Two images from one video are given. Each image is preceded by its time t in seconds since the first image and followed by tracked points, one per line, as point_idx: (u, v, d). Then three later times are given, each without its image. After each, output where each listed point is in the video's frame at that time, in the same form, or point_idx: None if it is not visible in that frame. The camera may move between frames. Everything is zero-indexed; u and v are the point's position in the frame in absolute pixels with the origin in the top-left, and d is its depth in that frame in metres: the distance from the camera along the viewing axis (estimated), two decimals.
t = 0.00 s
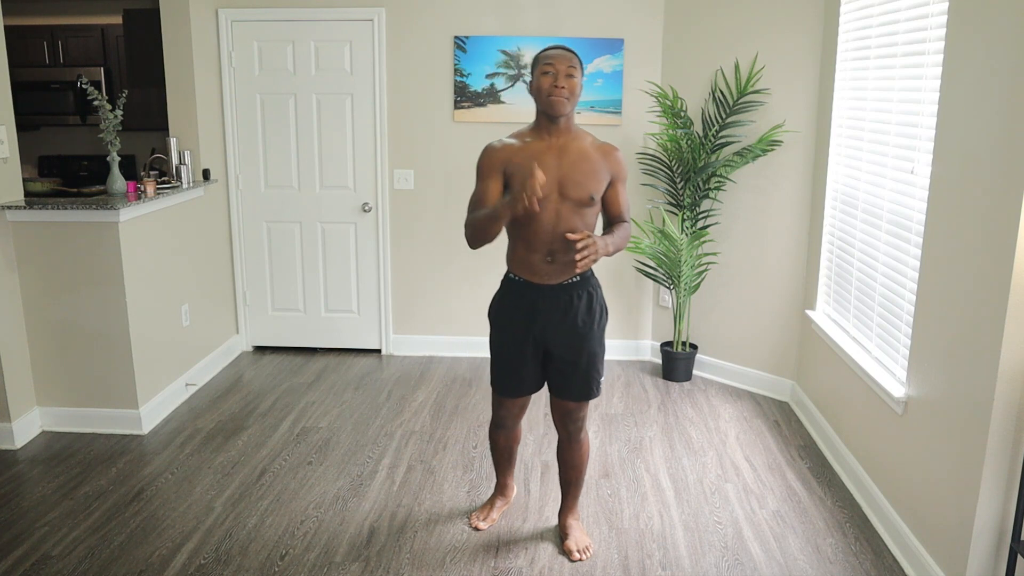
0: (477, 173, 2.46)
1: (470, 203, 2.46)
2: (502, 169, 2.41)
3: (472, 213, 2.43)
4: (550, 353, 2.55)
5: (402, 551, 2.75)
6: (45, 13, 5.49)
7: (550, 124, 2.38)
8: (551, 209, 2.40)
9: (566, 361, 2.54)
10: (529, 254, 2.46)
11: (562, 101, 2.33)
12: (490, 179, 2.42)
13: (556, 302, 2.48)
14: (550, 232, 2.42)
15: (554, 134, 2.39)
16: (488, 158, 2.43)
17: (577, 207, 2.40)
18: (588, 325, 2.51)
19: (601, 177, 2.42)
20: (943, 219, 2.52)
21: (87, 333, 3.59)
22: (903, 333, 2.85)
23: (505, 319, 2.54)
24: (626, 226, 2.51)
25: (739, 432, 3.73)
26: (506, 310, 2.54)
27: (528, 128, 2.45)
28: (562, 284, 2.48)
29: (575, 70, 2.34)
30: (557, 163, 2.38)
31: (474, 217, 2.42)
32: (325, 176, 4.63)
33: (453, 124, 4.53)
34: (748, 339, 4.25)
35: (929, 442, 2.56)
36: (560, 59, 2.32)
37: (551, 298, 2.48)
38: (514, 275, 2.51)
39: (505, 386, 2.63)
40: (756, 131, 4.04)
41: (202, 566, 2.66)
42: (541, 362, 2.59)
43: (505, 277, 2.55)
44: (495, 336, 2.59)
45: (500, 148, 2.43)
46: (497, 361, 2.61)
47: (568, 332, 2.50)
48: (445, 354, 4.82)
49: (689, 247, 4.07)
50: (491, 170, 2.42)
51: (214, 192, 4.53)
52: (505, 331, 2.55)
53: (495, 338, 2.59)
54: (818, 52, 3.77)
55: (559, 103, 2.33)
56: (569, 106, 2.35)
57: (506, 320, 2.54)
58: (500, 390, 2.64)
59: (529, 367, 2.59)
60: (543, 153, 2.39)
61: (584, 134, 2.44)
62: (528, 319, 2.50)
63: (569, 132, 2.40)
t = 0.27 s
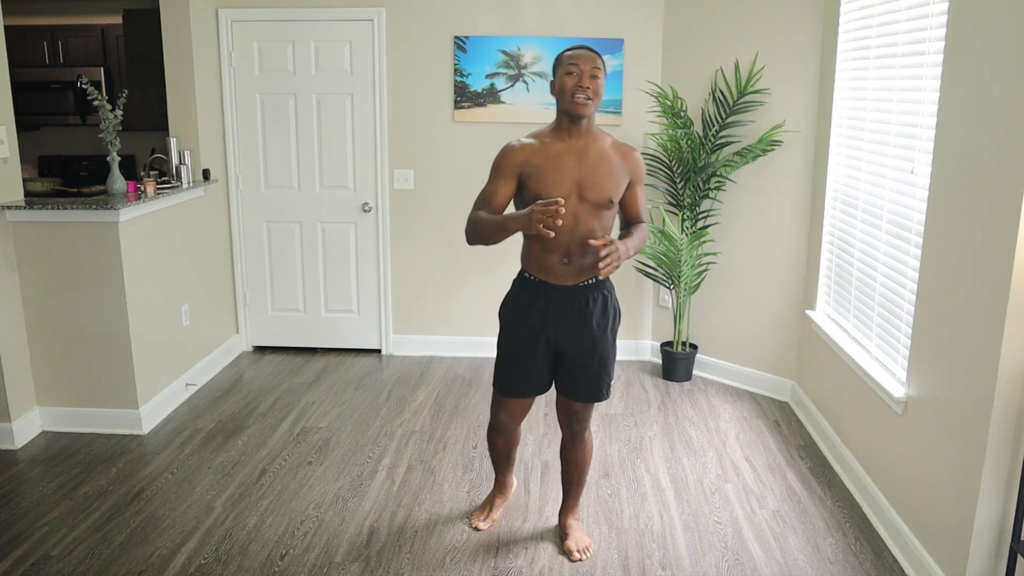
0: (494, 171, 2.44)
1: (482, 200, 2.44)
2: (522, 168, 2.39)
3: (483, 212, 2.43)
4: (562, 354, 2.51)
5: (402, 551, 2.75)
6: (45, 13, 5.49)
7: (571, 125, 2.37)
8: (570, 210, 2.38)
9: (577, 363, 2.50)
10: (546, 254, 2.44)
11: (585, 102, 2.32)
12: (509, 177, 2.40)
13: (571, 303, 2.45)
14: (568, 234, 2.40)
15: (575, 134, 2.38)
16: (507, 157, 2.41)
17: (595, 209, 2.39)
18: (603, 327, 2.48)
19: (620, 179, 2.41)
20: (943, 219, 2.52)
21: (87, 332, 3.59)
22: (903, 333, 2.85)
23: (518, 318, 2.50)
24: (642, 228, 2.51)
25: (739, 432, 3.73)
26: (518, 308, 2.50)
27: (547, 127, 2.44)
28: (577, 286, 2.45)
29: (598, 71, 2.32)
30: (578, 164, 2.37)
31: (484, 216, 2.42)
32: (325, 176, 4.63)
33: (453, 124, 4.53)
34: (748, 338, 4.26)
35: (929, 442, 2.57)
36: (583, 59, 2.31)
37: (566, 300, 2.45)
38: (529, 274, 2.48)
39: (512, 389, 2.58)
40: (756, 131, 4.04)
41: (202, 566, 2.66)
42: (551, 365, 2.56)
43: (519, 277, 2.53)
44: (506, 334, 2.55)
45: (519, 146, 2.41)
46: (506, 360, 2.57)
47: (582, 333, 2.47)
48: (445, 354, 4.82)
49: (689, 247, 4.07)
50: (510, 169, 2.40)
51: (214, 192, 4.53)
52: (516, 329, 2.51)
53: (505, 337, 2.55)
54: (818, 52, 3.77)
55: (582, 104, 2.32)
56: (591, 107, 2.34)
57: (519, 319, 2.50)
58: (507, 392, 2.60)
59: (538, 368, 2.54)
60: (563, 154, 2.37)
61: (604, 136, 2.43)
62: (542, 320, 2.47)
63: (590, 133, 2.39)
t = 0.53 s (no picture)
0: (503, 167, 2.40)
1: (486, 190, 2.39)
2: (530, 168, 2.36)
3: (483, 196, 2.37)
4: (566, 353, 2.50)
5: (402, 551, 2.75)
6: (45, 13, 5.49)
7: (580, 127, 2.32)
8: (577, 213, 2.35)
9: (581, 363, 2.49)
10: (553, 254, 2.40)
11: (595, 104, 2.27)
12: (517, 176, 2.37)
13: (577, 303, 2.43)
14: (575, 235, 2.37)
15: (585, 136, 2.34)
16: (515, 156, 2.37)
17: (603, 212, 2.36)
18: (608, 328, 2.46)
19: (630, 183, 2.38)
20: (943, 219, 2.52)
21: (87, 332, 3.59)
22: (903, 333, 2.85)
23: (524, 318, 2.47)
24: (656, 231, 2.47)
25: (739, 432, 3.73)
26: (524, 307, 2.47)
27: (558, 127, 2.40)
28: (583, 287, 2.43)
29: (609, 72, 2.26)
30: (587, 166, 2.34)
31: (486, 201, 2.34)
32: (325, 176, 4.63)
33: (453, 124, 4.53)
34: (748, 339, 4.26)
35: (929, 442, 2.57)
36: (593, 61, 2.24)
37: (572, 301, 2.43)
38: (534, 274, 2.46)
39: (513, 388, 2.56)
40: (756, 131, 4.05)
41: (202, 566, 2.66)
42: (554, 364, 2.54)
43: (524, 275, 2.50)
44: (510, 332, 2.52)
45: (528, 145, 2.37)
46: (509, 358, 2.54)
47: (588, 334, 2.45)
48: (445, 354, 4.82)
49: (689, 247, 4.07)
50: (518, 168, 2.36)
51: (214, 192, 4.53)
52: (521, 328, 2.49)
53: (510, 336, 2.52)
54: (818, 52, 3.77)
55: (592, 107, 2.27)
56: (601, 109, 2.29)
57: (524, 318, 2.47)
58: (508, 391, 2.57)
59: (542, 367, 2.52)
60: (572, 156, 2.33)
61: (615, 137, 2.39)
62: (548, 321, 2.44)
63: (601, 135, 2.35)
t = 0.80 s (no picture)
0: (505, 170, 2.37)
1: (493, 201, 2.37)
2: (531, 169, 2.33)
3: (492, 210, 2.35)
4: (566, 354, 2.47)
5: (402, 551, 2.75)
6: (45, 13, 5.49)
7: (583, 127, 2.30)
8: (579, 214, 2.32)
9: (581, 363, 2.47)
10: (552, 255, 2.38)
11: (598, 105, 2.25)
12: (518, 178, 2.34)
13: (578, 303, 2.41)
14: (575, 236, 2.34)
15: (587, 137, 2.32)
16: (517, 157, 2.34)
17: (604, 213, 2.34)
18: (608, 328, 2.45)
19: (630, 185, 2.36)
20: (943, 219, 2.51)
21: (87, 333, 3.59)
22: (903, 333, 2.85)
23: (524, 318, 2.44)
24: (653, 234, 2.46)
25: (739, 432, 3.73)
26: (523, 307, 2.44)
27: (559, 128, 2.37)
28: (582, 288, 2.41)
29: (612, 73, 2.25)
30: (589, 168, 2.31)
31: (496, 215, 2.32)
32: (325, 176, 4.63)
33: (453, 124, 4.53)
34: (748, 338, 4.25)
35: (928, 442, 2.57)
36: (596, 61, 2.23)
37: (572, 301, 2.40)
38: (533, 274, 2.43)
39: (511, 390, 2.52)
40: (757, 131, 4.04)
41: (202, 566, 2.66)
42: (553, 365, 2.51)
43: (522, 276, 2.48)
44: (509, 333, 2.49)
45: (530, 146, 2.34)
46: (507, 359, 2.51)
47: (588, 334, 2.43)
48: (445, 354, 4.82)
49: (689, 247, 4.07)
50: (519, 169, 2.34)
51: (214, 192, 4.53)
52: (521, 329, 2.46)
53: (508, 337, 2.49)
54: (818, 52, 3.77)
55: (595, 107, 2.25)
56: (604, 110, 2.27)
57: (524, 318, 2.44)
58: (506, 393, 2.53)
59: (542, 369, 2.49)
60: (574, 157, 2.31)
61: (616, 138, 2.37)
62: (548, 321, 2.42)
63: (602, 136, 2.33)
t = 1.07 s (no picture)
0: (491, 174, 2.36)
1: (484, 213, 2.40)
2: (518, 173, 2.32)
3: (486, 224, 2.40)
4: (562, 356, 2.46)
5: (402, 551, 2.75)
6: (45, 12, 5.49)
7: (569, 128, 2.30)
8: (568, 215, 2.33)
9: (578, 365, 2.46)
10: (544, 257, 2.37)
11: (582, 106, 2.25)
12: (506, 182, 2.34)
13: (573, 304, 2.40)
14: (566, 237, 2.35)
15: (573, 138, 2.32)
16: (503, 162, 2.33)
17: (592, 214, 2.35)
18: (603, 328, 2.45)
19: (618, 184, 2.37)
20: (943, 219, 2.52)
21: (87, 332, 3.59)
22: (903, 332, 2.85)
23: (518, 322, 2.42)
24: (639, 230, 2.50)
25: (738, 432, 3.73)
26: (518, 311, 2.42)
27: (543, 130, 2.36)
28: (575, 289, 2.40)
29: (595, 73, 2.25)
30: (577, 168, 2.31)
31: (489, 228, 2.38)
32: (325, 176, 4.63)
33: (453, 124, 4.53)
34: (748, 338, 4.25)
35: (929, 442, 2.57)
36: (578, 62, 2.23)
37: (566, 302, 2.40)
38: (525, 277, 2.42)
39: (508, 395, 2.50)
40: (757, 131, 4.04)
41: (202, 566, 2.66)
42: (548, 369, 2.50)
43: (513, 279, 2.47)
44: (503, 337, 2.46)
45: (515, 150, 2.33)
46: (503, 364, 2.48)
47: (584, 335, 2.42)
48: (445, 354, 4.82)
49: (690, 247, 4.07)
50: (506, 173, 2.33)
51: (214, 192, 4.53)
52: (516, 332, 2.43)
53: (503, 342, 2.47)
54: (818, 51, 3.77)
55: (580, 108, 2.25)
56: (589, 110, 2.27)
57: (519, 321, 2.42)
58: (503, 399, 2.51)
59: (538, 372, 2.47)
60: (562, 159, 2.31)
61: (602, 138, 2.37)
62: (543, 324, 2.40)
63: (589, 136, 2.33)
